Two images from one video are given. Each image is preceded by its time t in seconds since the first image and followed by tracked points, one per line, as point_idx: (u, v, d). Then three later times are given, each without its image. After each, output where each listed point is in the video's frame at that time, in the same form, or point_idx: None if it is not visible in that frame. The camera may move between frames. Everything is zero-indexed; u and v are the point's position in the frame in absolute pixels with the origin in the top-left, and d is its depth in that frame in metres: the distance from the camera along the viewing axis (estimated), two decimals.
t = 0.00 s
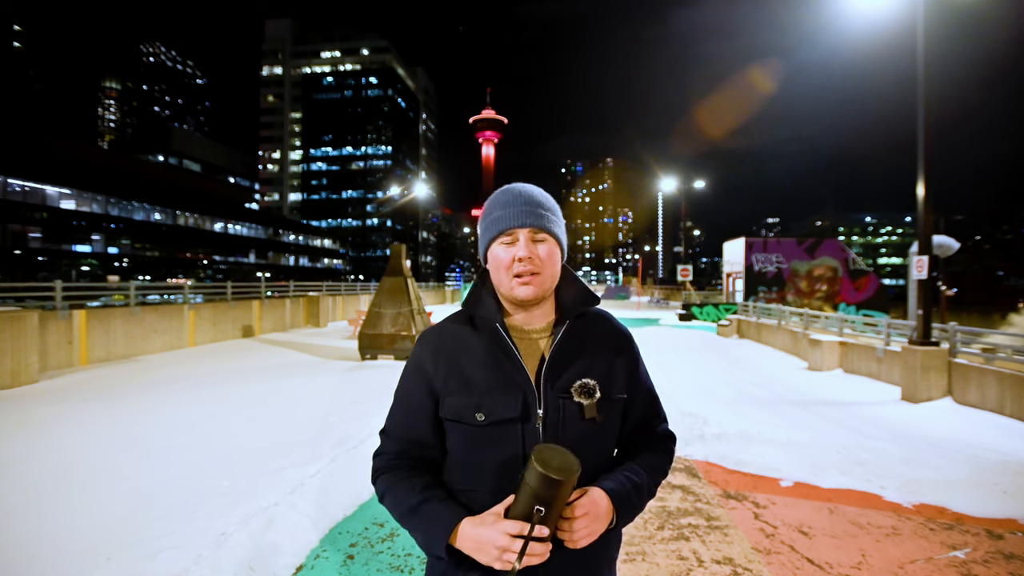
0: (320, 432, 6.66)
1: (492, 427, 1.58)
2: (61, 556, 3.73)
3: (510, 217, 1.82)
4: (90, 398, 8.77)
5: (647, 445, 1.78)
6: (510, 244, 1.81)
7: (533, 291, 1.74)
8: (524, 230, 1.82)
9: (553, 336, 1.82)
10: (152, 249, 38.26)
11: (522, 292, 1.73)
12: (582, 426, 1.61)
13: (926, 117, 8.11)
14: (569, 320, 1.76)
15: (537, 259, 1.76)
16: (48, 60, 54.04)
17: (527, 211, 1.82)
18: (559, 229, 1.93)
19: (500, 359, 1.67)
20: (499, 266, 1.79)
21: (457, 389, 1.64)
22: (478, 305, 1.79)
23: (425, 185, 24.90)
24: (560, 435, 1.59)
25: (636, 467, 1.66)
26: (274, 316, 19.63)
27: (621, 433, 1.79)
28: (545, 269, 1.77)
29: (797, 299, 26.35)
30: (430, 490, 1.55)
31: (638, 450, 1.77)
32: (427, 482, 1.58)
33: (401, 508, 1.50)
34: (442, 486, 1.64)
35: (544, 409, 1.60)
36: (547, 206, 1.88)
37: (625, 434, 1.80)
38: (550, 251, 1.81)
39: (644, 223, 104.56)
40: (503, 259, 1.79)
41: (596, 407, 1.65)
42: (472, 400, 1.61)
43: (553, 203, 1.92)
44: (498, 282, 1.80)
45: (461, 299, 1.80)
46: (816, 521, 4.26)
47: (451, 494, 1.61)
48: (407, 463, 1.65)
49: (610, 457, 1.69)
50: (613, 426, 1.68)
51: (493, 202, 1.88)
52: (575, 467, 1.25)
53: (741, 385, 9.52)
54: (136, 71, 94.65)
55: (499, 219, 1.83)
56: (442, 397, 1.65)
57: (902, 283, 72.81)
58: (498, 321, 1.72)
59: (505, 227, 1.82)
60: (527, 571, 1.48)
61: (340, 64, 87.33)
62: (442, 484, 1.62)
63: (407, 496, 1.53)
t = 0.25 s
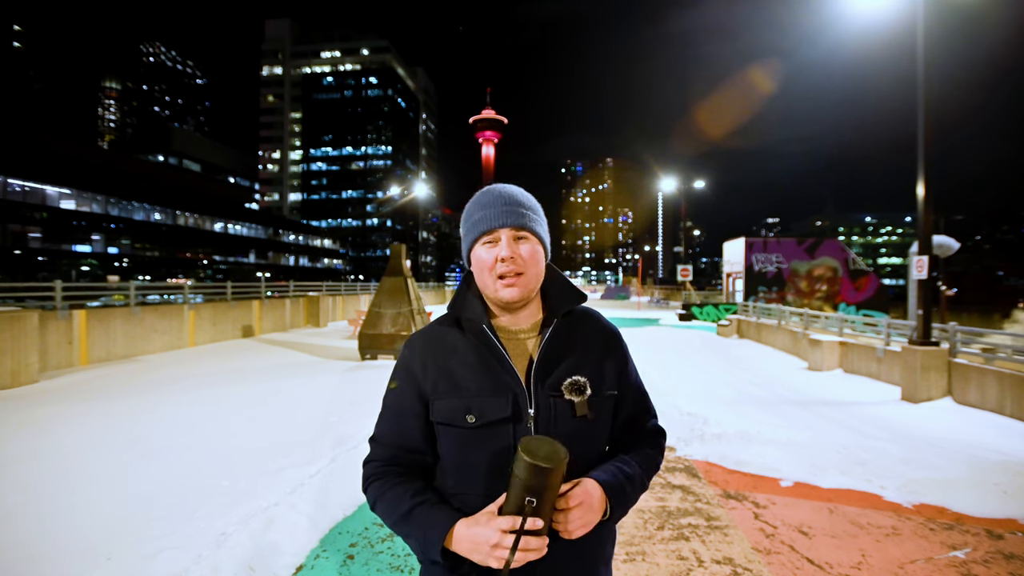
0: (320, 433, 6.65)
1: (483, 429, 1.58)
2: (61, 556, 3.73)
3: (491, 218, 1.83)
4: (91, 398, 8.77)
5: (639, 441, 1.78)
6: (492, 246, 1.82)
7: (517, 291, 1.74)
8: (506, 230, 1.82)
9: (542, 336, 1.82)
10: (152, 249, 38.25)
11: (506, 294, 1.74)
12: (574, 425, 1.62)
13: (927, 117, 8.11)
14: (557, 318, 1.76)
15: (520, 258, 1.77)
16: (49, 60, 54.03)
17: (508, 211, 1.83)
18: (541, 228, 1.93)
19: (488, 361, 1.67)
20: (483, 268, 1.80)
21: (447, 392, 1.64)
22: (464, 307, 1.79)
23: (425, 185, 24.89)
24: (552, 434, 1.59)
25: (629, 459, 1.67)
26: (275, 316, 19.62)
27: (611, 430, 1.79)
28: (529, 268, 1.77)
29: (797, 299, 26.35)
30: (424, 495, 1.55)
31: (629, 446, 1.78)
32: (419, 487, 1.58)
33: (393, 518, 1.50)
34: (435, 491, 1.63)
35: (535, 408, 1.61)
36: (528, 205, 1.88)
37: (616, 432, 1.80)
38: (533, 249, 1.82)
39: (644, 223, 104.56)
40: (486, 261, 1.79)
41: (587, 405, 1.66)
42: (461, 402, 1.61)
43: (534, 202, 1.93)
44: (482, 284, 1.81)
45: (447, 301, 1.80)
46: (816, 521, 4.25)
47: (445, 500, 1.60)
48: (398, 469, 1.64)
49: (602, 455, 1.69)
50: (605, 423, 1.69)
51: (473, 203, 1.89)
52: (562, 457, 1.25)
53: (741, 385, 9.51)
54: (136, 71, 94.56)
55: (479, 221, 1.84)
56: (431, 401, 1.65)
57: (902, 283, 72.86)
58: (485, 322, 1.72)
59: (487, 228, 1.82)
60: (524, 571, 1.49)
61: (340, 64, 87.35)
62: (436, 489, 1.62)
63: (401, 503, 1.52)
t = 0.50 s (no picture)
0: (320, 433, 6.66)
1: (478, 431, 1.58)
2: (61, 556, 3.73)
3: (483, 220, 1.83)
4: (91, 397, 8.76)
5: (633, 441, 1.78)
6: (485, 247, 1.83)
7: (511, 293, 1.74)
8: (497, 232, 1.83)
9: (535, 337, 1.82)
10: (153, 249, 38.26)
11: (499, 296, 1.74)
12: (568, 425, 1.63)
13: (927, 116, 8.10)
14: (550, 318, 1.77)
15: (512, 259, 1.77)
16: (48, 60, 53.99)
17: (500, 211, 1.84)
18: (534, 228, 1.93)
19: (481, 362, 1.68)
20: (475, 270, 1.80)
21: (440, 394, 1.65)
22: (457, 309, 1.80)
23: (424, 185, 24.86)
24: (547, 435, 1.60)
25: (628, 454, 1.68)
26: (275, 316, 19.63)
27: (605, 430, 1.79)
28: (521, 269, 1.78)
29: (797, 299, 26.36)
30: (418, 498, 1.55)
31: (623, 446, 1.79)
32: (414, 490, 1.58)
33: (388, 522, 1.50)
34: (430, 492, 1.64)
35: (530, 409, 1.61)
36: (519, 204, 1.89)
37: (610, 432, 1.81)
38: (524, 251, 1.82)
39: (644, 223, 104.49)
40: (478, 263, 1.80)
41: (582, 404, 1.66)
42: (455, 404, 1.61)
43: (525, 201, 1.92)
44: (474, 285, 1.81)
45: (440, 303, 1.81)
46: (815, 520, 4.26)
47: (439, 502, 1.60)
48: (392, 472, 1.64)
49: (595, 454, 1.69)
50: (599, 422, 1.69)
51: (464, 205, 1.89)
52: (547, 454, 1.22)
53: (740, 385, 9.51)
54: (136, 71, 94.50)
55: (471, 223, 1.85)
56: (426, 402, 1.65)
57: (902, 283, 72.88)
58: (478, 323, 1.72)
59: (479, 231, 1.83)
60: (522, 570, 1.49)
61: (339, 64, 87.36)
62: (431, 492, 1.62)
63: (396, 506, 1.52)
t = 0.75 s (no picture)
0: (320, 433, 6.66)
1: (477, 431, 1.59)
2: (60, 556, 3.72)
3: (477, 221, 1.84)
4: (91, 398, 8.75)
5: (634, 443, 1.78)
6: (479, 249, 1.84)
7: (509, 295, 1.74)
8: (492, 233, 1.84)
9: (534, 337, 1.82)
10: (153, 249, 38.25)
11: (495, 297, 1.74)
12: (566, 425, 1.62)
13: (927, 116, 8.10)
14: (549, 318, 1.77)
15: (508, 260, 1.77)
16: (48, 60, 53.96)
17: (493, 213, 1.84)
18: (530, 228, 1.94)
19: (481, 362, 1.68)
20: (471, 272, 1.81)
21: (439, 394, 1.64)
22: (455, 310, 1.79)
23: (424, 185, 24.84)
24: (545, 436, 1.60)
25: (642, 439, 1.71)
26: (275, 316, 19.63)
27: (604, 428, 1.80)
28: (517, 270, 1.78)
29: (797, 299, 26.36)
30: (416, 499, 1.55)
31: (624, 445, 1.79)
32: (411, 491, 1.58)
33: (385, 522, 1.49)
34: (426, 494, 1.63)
35: (528, 409, 1.61)
36: (513, 206, 1.89)
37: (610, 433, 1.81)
38: (520, 251, 1.82)
39: (644, 223, 104.46)
40: (474, 265, 1.80)
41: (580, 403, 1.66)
42: (455, 404, 1.61)
43: (520, 202, 1.93)
44: (471, 287, 1.81)
45: (437, 304, 1.81)
46: (815, 520, 4.26)
47: (437, 503, 1.60)
48: (391, 473, 1.64)
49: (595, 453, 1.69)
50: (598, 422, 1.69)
51: (460, 206, 1.90)
52: (537, 466, 1.21)
53: (740, 385, 9.51)
54: (136, 71, 94.47)
55: (465, 225, 1.86)
56: (425, 403, 1.65)
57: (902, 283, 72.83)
58: (476, 323, 1.72)
59: (474, 233, 1.84)
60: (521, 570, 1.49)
61: (339, 64, 87.38)
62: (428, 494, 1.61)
63: (392, 507, 1.52)
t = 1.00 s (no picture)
0: (320, 433, 6.66)
1: (476, 431, 1.58)
2: (59, 557, 3.72)
3: (468, 221, 1.85)
4: (91, 398, 8.75)
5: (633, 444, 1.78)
6: (473, 248, 1.84)
7: (502, 293, 1.74)
8: (483, 232, 1.84)
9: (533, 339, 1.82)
10: (153, 249, 38.25)
11: (490, 297, 1.74)
12: (568, 427, 1.62)
13: (927, 116, 8.10)
14: (548, 319, 1.77)
15: (499, 259, 1.78)
16: (48, 60, 53.97)
17: (484, 212, 1.85)
18: (524, 227, 1.94)
19: (481, 365, 1.67)
20: (465, 272, 1.81)
21: (438, 395, 1.64)
22: (454, 311, 1.79)
23: (424, 185, 24.84)
24: (546, 435, 1.59)
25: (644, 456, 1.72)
26: (274, 316, 19.63)
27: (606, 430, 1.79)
28: (510, 268, 1.77)
29: (797, 299, 26.35)
30: (417, 499, 1.55)
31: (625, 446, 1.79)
32: (412, 492, 1.58)
33: (385, 521, 1.50)
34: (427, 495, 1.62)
35: (527, 410, 1.61)
36: (506, 204, 1.89)
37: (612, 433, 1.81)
38: (512, 250, 1.82)
39: (644, 223, 104.46)
40: (468, 265, 1.81)
41: (580, 405, 1.66)
42: (454, 405, 1.61)
43: (513, 201, 1.93)
44: (467, 287, 1.81)
45: (435, 307, 1.81)
46: (815, 520, 4.26)
47: (437, 503, 1.59)
48: (391, 473, 1.64)
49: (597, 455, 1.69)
50: (600, 423, 1.69)
51: (453, 208, 1.91)
52: (536, 464, 1.21)
53: (740, 385, 9.51)
54: (136, 71, 94.44)
55: (458, 225, 1.86)
56: (425, 405, 1.65)
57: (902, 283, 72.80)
58: (474, 325, 1.72)
59: (465, 233, 1.84)
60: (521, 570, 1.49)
61: (339, 64, 87.43)
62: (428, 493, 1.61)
63: (391, 507, 1.52)
